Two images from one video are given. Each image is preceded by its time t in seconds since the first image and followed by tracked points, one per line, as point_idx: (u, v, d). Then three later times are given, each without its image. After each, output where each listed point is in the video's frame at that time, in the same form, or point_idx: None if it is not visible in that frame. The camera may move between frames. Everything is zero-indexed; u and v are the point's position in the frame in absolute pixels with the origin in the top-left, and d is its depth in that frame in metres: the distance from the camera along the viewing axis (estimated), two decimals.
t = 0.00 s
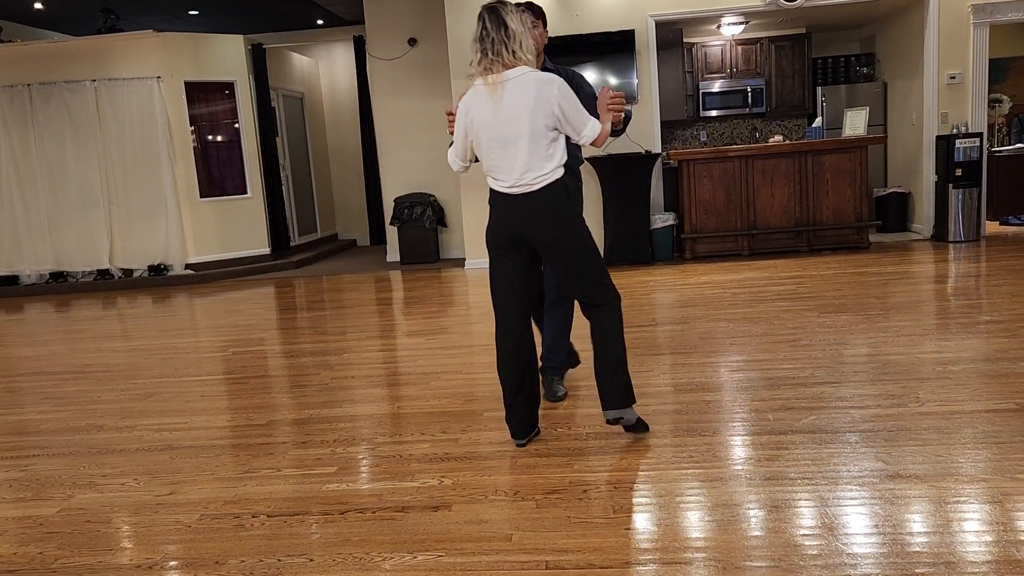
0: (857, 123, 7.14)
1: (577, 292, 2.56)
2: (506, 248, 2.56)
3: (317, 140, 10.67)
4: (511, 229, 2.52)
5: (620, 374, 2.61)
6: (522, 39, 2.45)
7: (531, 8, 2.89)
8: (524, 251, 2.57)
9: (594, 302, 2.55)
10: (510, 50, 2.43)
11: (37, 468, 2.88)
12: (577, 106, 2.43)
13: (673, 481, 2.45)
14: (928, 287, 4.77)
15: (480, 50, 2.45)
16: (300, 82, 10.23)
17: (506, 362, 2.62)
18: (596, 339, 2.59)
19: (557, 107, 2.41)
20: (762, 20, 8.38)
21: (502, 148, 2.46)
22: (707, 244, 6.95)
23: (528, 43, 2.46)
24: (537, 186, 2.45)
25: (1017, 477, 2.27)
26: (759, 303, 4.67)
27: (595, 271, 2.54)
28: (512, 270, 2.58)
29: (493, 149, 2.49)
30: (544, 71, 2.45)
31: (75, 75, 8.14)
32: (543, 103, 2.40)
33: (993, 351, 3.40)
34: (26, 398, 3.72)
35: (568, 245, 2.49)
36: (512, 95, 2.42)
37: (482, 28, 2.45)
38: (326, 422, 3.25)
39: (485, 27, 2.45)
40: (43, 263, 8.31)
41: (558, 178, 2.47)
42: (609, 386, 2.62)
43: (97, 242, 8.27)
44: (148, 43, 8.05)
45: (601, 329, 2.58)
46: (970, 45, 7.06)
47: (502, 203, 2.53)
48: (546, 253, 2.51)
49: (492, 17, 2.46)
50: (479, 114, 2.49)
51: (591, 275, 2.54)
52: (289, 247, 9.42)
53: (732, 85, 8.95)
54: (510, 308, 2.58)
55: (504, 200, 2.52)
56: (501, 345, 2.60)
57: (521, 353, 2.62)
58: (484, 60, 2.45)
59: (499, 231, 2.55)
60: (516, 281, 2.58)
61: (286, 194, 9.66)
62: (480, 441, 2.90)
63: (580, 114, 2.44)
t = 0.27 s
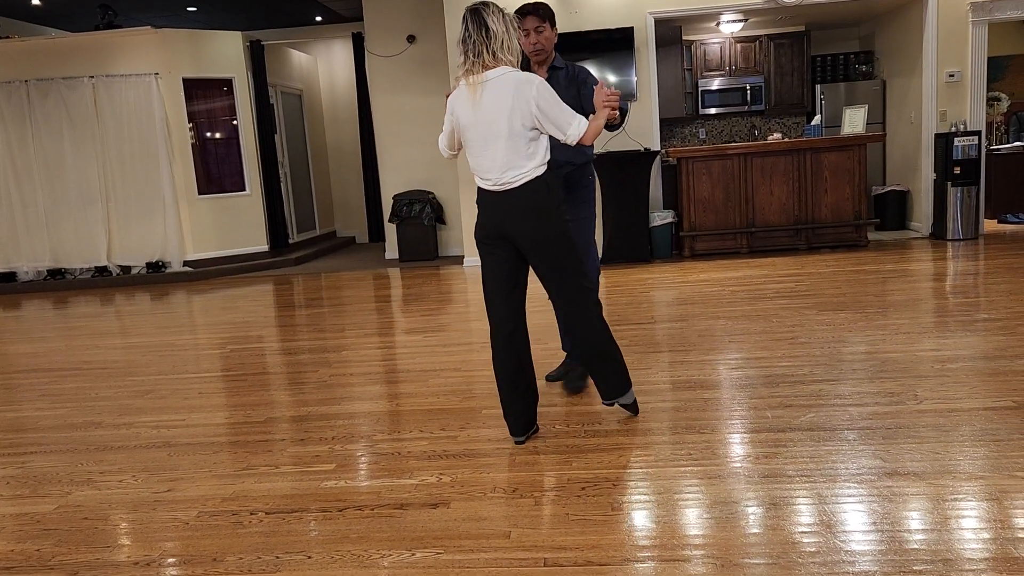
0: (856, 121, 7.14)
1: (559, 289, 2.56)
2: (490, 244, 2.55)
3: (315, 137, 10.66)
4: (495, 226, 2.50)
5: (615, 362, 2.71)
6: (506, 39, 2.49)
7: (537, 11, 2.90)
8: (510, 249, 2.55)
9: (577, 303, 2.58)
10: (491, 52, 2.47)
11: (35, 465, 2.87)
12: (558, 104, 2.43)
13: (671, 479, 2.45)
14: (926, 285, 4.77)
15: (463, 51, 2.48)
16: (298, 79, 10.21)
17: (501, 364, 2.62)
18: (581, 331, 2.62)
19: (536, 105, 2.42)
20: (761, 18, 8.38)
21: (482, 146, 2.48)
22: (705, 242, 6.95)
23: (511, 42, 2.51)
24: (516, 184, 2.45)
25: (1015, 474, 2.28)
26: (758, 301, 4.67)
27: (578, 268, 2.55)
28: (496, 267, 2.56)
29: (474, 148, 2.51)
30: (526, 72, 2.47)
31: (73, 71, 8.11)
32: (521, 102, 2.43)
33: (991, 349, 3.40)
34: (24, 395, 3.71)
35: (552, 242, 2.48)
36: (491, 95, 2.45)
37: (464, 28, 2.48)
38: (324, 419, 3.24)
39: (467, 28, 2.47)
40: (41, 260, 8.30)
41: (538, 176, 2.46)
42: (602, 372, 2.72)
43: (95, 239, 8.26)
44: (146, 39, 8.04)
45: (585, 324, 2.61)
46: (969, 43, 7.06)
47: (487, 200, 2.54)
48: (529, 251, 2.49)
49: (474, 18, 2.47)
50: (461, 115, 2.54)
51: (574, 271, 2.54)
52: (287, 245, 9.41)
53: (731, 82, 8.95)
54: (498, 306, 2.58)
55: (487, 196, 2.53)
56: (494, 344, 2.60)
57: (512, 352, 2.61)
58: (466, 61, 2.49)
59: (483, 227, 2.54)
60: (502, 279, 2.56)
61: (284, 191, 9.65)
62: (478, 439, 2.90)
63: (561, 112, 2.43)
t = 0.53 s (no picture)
0: (857, 120, 7.14)
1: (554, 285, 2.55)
2: (486, 239, 2.55)
3: (316, 135, 10.66)
4: (491, 219, 2.51)
5: (612, 365, 2.72)
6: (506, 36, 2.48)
7: (550, 12, 2.84)
8: (506, 245, 2.55)
9: (571, 299, 2.57)
10: (491, 51, 2.46)
11: (35, 462, 2.87)
12: (556, 101, 2.42)
13: (671, 477, 2.45)
14: (926, 284, 4.78)
15: (463, 50, 2.48)
16: (299, 77, 10.20)
17: (498, 360, 2.62)
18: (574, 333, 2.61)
19: (534, 101, 2.42)
20: (762, 16, 8.38)
21: (479, 143, 2.49)
22: (706, 241, 6.95)
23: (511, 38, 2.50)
24: (512, 180, 2.45)
25: (1015, 473, 2.28)
26: (759, 299, 4.67)
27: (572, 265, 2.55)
28: (491, 261, 2.56)
29: (471, 143, 2.52)
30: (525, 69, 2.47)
31: (74, 68, 8.11)
32: (519, 99, 2.42)
33: (991, 348, 3.40)
34: (24, 392, 3.71)
35: (547, 237, 2.48)
36: (488, 92, 2.45)
37: (463, 28, 2.47)
38: (324, 416, 3.24)
39: (466, 27, 2.47)
40: (41, 257, 8.29)
41: (535, 171, 2.46)
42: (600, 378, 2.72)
43: (95, 237, 8.26)
44: (146, 37, 8.03)
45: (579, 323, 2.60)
46: (971, 42, 7.05)
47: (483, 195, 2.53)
48: (524, 246, 2.49)
49: (473, 16, 2.47)
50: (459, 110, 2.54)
51: (568, 269, 2.54)
52: (287, 243, 9.40)
53: (732, 81, 8.95)
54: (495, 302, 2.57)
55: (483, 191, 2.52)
56: (492, 341, 2.60)
57: (509, 350, 2.60)
58: (465, 59, 2.49)
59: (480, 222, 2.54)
60: (499, 275, 2.55)
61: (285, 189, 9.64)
62: (478, 436, 2.90)
63: (559, 108, 2.43)
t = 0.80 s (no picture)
0: (860, 119, 7.13)
1: (557, 284, 2.55)
2: (490, 237, 2.55)
3: (319, 133, 10.65)
4: (495, 218, 2.51)
5: (614, 365, 2.72)
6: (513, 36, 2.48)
7: (566, 14, 2.81)
8: (509, 241, 2.55)
9: (573, 300, 2.57)
10: (497, 50, 2.47)
11: (38, 459, 2.88)
12: (559, 100, 2.42)
13: (674, 476, 2.45)
14: (929, 284, 4.77)
15: (468, 49, 2.48)
16: (302, 74, 10.20)
17: (502, 358, 2.61)
18: (577, 332, 2.62)
19: (538, 100, 2.41)
20: (766, 15, 8.37)
21: (484, 140, 2.50)
22: (708, 240, 6.95)
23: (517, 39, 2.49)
24: (516, 177, 2.46)
25: (1018, 473, 2.28)
26: (761, 299, 4.67)
27: (575, 264, 2.55)
28: (495, 259, 2.56)
29: (477, 141, 2.53)
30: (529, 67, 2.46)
31: (77, 65, 8.11)
32: (522, 97, 2.42)
33: (994, 348, 3.40)
34: (27, 389, 3.72)
35: (551, 236, 2.48)
36: (493, 90, 2.46)
37: (469, 27, 2.47)
38: (327, 414, 3.25)
39: (472, 27, 2.46)
40: (44, 254, 8.30)
41: (538, 169, 2.46)
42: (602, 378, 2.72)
43: (97, 234, 8.26)
44: (149, 34, 8.03)
45: (582, 323, 2.60)
46: (975, 42, 7.05)
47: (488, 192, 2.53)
48: (527, 244, 2.49)
49: (479, 15, 2.47)
50: (465, 108, 2.55)
51: (572, 268, 2.54)
52: (289, 240, 9.40)
53: (735, 80, 8.94)
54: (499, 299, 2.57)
55: (488, 189, 2.53)
56: (496, 339, 2.60)
57: (513, 348, 2.60)
58: (471, 58, 2.49)
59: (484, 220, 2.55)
60: (503, 273, 2.55)
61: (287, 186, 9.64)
62: (481, 435, 2.91)
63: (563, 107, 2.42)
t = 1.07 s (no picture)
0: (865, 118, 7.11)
1: (562, 283, 2.55)
2: (496, 235, 2.56)
3: (322, 130, 10.66)
4: (501, 215, 2.52)
5: (618, 364, 2.72)
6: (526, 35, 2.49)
7: (573, 13, 2.80)
8: (515, 239, 2.55)
9: (578, 299, 2.57)
10: (507, 46, 2.46)
11: (43, 455, 2.88)
12: (566, 100, 2.42)
13: (677, 474, 2.45)
14: (933, 283, 4.76)
15: (480, 44, 2.48)
16: (306, 72, 10.20)
17: (508, 356, 2.61)
18: (582, 332, 2.62)
19: (545, 99, 2.42)
20: (770, 13, 8.36)
21: (491, 138, 2.51)
22: (712, 238, 6.95)
23: (529, 40, 2.50)
24: (521, 176, 2.46)
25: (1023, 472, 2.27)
26: (765, 297, 4.66)
27: (580, 263, 2.55)
28: (501, 257, 2.57)
29: (485, 138, 2.54)
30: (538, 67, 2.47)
31: (81, 63, 8.12)
32: (530, 96, 2.42)
33: (998, 347, 3.39)
34: (32, 385, 3.72)
35: (556, 235, 2.48)
36: (502, 88, 2.46)
37: (481, 23, 2.47)
38: (331, 411, 3.25)
39: (484, 23, 2.47)
40: (49, 251, 8.32)
41: (544, 168, 2.46)
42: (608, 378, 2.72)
43: (101, 230, 8.28)
44: (154, 31, 8.04)
45: (587, 322, 2.60)
46: (980, 40, 7.03)
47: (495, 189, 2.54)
48: (533, 242, 2.50)
49: (492, 11, 2.47)
50: (475, 105, 2.56)
51: (577, 267, 2.54)
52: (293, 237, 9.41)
53: (739, 78, 8.93)
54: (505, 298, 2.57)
55: (495, 186, 2.54)
56: (501, 336, 2.60)
57: (518, 346, 2.60)
58: (481, 54, 2.50)
59: (491, 218, 2.55)
60: (508, 271, 2.56)
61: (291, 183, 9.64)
62: (484, 432, 2.91)
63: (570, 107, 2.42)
